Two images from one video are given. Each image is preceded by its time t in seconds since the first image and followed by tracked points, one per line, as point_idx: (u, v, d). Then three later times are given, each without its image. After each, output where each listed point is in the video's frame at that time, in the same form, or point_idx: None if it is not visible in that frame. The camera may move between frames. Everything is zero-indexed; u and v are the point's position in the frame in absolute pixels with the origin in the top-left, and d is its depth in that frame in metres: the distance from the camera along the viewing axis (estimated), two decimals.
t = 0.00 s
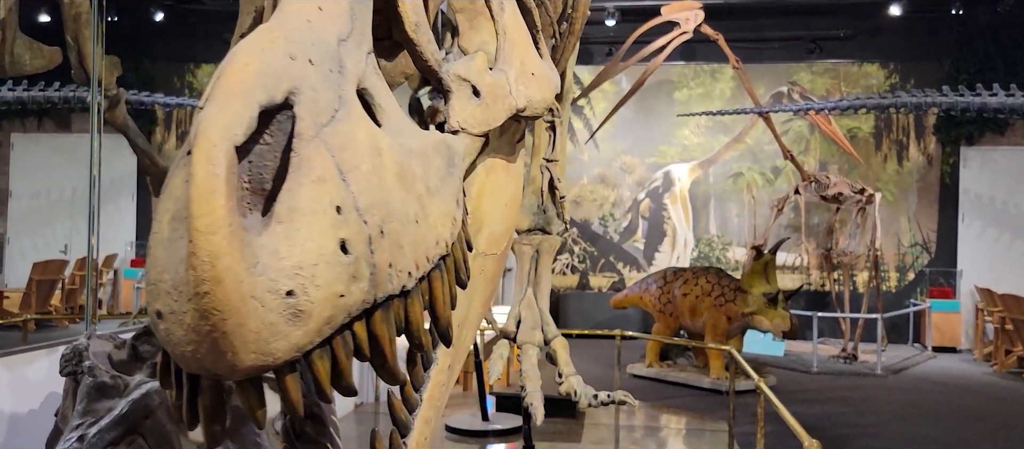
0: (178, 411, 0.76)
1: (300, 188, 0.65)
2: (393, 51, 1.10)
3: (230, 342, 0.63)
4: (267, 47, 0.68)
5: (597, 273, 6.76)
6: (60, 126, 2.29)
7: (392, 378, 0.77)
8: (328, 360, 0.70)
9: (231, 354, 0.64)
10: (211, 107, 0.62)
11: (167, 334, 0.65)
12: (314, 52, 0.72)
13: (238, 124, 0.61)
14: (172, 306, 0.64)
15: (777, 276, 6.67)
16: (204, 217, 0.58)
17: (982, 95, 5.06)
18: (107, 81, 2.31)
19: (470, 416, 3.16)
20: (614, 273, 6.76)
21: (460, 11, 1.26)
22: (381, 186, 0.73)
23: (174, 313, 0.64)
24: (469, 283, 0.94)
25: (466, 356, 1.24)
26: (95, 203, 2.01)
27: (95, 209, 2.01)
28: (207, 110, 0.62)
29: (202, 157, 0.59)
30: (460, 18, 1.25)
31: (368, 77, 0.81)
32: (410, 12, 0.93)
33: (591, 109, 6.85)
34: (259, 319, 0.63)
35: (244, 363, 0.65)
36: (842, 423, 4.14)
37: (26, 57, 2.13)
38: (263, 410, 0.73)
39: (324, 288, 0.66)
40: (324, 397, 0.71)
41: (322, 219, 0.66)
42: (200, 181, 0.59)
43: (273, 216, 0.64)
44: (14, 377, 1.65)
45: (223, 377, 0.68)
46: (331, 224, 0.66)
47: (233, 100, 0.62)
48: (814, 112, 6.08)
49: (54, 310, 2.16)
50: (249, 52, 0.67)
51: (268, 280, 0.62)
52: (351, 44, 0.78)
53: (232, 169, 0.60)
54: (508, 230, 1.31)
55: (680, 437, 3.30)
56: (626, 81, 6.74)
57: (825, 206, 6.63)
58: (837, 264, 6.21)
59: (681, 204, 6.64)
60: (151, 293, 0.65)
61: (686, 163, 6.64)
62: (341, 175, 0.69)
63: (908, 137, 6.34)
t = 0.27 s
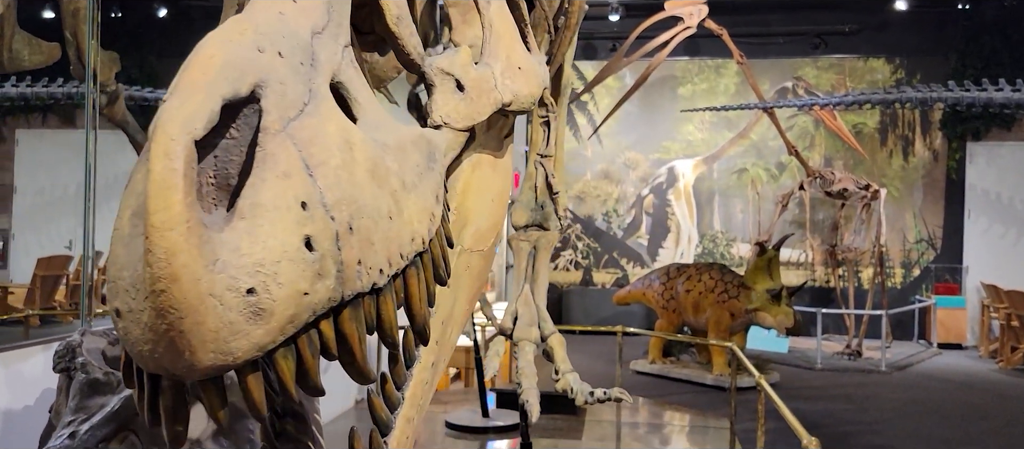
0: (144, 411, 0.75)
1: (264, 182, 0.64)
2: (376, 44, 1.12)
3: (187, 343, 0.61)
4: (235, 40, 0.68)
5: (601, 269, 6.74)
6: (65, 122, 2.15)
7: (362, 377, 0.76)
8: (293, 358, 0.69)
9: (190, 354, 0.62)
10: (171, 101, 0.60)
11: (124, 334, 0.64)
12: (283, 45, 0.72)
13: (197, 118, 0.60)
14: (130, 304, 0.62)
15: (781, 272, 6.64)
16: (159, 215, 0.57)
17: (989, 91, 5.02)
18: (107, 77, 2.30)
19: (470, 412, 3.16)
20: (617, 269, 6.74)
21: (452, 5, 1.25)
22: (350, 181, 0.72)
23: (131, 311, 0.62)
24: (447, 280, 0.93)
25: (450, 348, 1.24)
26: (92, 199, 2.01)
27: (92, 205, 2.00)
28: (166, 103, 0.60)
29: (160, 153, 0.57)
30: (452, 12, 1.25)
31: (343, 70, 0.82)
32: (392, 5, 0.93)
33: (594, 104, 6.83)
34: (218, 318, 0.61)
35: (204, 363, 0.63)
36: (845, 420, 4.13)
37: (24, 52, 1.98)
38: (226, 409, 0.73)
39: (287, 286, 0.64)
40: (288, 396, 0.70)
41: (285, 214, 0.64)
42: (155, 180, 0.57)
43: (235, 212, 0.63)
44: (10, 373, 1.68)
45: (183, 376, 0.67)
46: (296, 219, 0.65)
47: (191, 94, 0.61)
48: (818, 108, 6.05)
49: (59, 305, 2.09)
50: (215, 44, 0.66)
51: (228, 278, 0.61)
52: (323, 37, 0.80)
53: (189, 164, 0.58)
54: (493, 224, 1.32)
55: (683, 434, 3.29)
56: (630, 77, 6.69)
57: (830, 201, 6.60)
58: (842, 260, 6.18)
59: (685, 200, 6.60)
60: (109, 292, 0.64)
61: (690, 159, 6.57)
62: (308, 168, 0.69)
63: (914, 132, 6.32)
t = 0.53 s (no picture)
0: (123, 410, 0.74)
1: (240, 178, 0.64)
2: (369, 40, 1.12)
3: (158, 341, 0.61)
4: (215, 35, 0.67)
5: (610, 266, 6.72)
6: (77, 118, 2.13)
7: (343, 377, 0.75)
8: (270, 359, 0.68)
9: (161, 353, 0.61)
10: (145, 95, 0.60)
11: (99, 331, 0.63)
12: (263, 40, 0.72)
13: (172, 112, 0.59)
14: (103, 302, 0.61)
15: (791, 268, 6.61)
16: (130, 211, 0.56)
17: (1003, 86, 4.98)
18: (113, 73, 2.32)
19: (476, 409, 3.16)
20: (627, 265, 6.72)
21: (452, 1, 1.28)
22: (331, 177, 0.71)
23: (105, 309, 0.62)
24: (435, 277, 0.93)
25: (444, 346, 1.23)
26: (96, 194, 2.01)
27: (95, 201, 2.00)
28: (140, 97, 0.60)
29: (131, 149, 0.57)
30: (452, 8, 1.28)
31: (328, 66, 0.82)
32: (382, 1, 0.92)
33: (604, 101, 6.82)
34: (189, 316, 0.61)
35: (176, 363, 0.62)
36: (855, 417, 4.10)
37: (31, 50, 2.04)
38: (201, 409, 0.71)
39: (261, 284, 0.63)
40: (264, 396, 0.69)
41: (260, 212, 0.63)
42: (126, 176, 0.56)
43: (210, 208, 0.62)
44: (14, 369, 1.70)
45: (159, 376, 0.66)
46: (271, 216, 0.64)
47: (166, 89, 0.60)
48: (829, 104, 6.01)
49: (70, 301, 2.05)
50: (193, 39, 0.66)
51: (200, 276, 0.60)
52: (308, 32, 0.80)
53: (161, 160, 0.57)
54: (487, 222, 1.31)
55: (692, 431, 3.28)
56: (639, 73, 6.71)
57: (841, 198, 6.55)
58: (852, 257, 6.13)
59: (695, 196, 6.55)
60: (85, 289, 0.63)
61: (700, 155, 6.57)
62: (287, 164, 0.68)
63: (926, 128, 6.26)
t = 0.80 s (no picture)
0: (128, 405, 0.75)
1: (242, 176, 0.65)
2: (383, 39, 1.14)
3: (159, 337, 0.62)
4: (219, 34, 0.69)
5: (633, 263, 6.66)
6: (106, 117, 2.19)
7: (345, 374, 0.76)
8: (271, 356, 0.70)
9: (162, 349, 0.63)
10: (148, 96, 0.61)
11: (103, 327, 0.65)
12: (269, 39, 0.73)
13: (173, 112, 0.60)
14: (106, 298, 0.63)
15: (817, 266, 6.52)
16: (131, 210, 0.57)
17: None
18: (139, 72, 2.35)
19: (498, 405, 3.16)
20: (651, 263, 6.66)
21: None
22: (334, 177, 0.73)
23: (108, 305, 0.63)
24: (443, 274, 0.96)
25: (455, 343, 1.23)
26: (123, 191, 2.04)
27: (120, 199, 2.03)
28: (143, 98, 0.61)
29: (133, 148, 0.58)
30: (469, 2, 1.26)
31: (335, 65, 0.83)
32: None
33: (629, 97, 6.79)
34: (190, 313, 0.62)
35: (176, 358, 0.63)
36: (882, 416, 4.06)
37: (59, 49, 2.04)
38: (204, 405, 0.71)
39: (261, 282, 0.64)
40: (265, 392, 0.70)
41: (260, 211, 0.64)
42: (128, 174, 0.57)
43: (212, 207, 0.63)
44: (40, 363, 1.73)
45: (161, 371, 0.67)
46: (272, 215, 0.65)
47: (169, 89, 0.61)
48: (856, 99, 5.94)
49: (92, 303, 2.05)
50: (198, 39, 0.67)
51: (200, 274, 0.61)
52: (316, 29, 0.81)
53: (162, 159, 0.59)
54: (498, 220, 1.32)
55: (717, 429, 3.26)
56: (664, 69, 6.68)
57: (869, 194, 6.45)
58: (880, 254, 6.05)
59: (720, 192, 6.54)
60: (91, 285, 0.65)
61: (725, 151, 6.52)
62: (289, 163, 0.69)
63: (957, 123, 6.15)
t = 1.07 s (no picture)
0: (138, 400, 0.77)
1: (249, 176, 0.67)
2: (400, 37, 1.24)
3: (166, 333, 0.64)
4: (228, 36, 0.72)
5: (661, 260, 6.61)
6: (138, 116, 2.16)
7: (352, 369, 0.78)
8: (278, 351, 0.72)
9: (169, 344, 0.64)
10: (159, 96, 0.63)
11: (113, 323, 0.67)
12: (280, 40, 0.77)
13: (180, 113, 0.62)
14: (115, 294, 0.65)
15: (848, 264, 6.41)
16: (138, 208, 0.59)
17: None
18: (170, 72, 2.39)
19: (523, 402, 3.17)
20: (678, 260, 6.60)
21: None
22: (341, 174, 0.76)
23: (117, 301, 0.65)
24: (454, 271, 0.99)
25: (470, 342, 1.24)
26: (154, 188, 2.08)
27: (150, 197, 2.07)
28: (153, 99, 0.63)
29: (141, 148, 0.60)
30: None
31: (347, 65, 0.89)
32: None
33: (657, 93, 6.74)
34: (197, 310, 0.63)
35: (183, 354, 0.65)
36: (911, 416, 4.01)
37: (91, 50, 2.11)
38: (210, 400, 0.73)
39: (267, 279, 0.67)
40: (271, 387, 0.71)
41: (266, 210, 0.67)
42: (137, 172, 0.59)
43: (220, 206, 0.65)
44: (70, 358, 1.76)
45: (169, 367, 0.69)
46: (278, 213, 0.68)
47: (178, 90, 0.63)
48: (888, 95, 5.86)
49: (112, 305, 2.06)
50: (208, 39, 0.70)
51: (208, 271, 0.63)
52: (327, 30, 0.86)
53: (170, 158, 0.60)
54: (513, 219, 1.33)
55: (745, 428, 3.24)
56: (692, 65, 6.64)
57: (901, 191, 6.34)
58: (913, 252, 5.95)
59: (749, 190, 6.50)
60: (102, 283, 0.67)
61: (755, 147, 6.46)
62: (295, 161, 0.72)
63: (992, 118, 6.03)
